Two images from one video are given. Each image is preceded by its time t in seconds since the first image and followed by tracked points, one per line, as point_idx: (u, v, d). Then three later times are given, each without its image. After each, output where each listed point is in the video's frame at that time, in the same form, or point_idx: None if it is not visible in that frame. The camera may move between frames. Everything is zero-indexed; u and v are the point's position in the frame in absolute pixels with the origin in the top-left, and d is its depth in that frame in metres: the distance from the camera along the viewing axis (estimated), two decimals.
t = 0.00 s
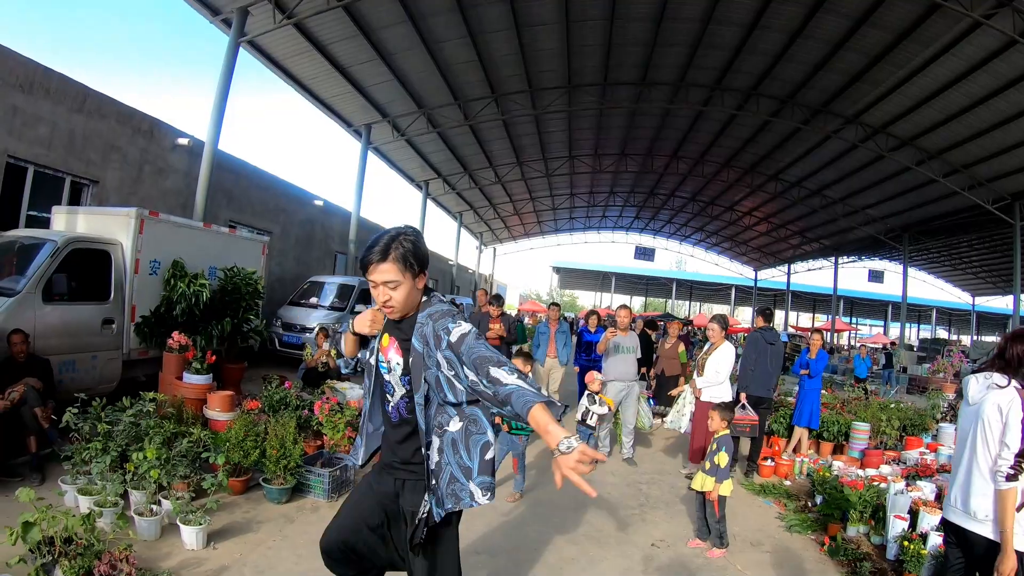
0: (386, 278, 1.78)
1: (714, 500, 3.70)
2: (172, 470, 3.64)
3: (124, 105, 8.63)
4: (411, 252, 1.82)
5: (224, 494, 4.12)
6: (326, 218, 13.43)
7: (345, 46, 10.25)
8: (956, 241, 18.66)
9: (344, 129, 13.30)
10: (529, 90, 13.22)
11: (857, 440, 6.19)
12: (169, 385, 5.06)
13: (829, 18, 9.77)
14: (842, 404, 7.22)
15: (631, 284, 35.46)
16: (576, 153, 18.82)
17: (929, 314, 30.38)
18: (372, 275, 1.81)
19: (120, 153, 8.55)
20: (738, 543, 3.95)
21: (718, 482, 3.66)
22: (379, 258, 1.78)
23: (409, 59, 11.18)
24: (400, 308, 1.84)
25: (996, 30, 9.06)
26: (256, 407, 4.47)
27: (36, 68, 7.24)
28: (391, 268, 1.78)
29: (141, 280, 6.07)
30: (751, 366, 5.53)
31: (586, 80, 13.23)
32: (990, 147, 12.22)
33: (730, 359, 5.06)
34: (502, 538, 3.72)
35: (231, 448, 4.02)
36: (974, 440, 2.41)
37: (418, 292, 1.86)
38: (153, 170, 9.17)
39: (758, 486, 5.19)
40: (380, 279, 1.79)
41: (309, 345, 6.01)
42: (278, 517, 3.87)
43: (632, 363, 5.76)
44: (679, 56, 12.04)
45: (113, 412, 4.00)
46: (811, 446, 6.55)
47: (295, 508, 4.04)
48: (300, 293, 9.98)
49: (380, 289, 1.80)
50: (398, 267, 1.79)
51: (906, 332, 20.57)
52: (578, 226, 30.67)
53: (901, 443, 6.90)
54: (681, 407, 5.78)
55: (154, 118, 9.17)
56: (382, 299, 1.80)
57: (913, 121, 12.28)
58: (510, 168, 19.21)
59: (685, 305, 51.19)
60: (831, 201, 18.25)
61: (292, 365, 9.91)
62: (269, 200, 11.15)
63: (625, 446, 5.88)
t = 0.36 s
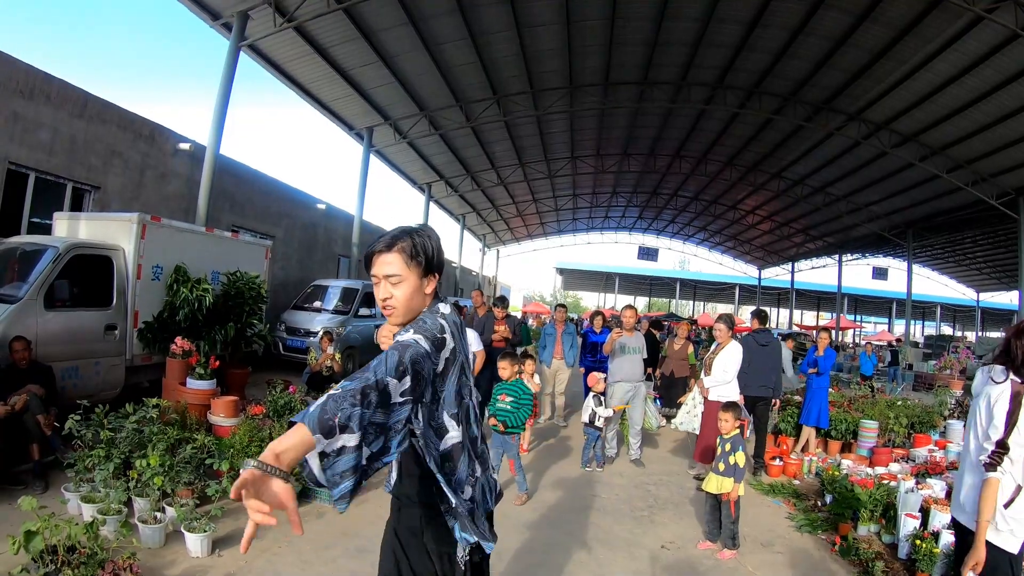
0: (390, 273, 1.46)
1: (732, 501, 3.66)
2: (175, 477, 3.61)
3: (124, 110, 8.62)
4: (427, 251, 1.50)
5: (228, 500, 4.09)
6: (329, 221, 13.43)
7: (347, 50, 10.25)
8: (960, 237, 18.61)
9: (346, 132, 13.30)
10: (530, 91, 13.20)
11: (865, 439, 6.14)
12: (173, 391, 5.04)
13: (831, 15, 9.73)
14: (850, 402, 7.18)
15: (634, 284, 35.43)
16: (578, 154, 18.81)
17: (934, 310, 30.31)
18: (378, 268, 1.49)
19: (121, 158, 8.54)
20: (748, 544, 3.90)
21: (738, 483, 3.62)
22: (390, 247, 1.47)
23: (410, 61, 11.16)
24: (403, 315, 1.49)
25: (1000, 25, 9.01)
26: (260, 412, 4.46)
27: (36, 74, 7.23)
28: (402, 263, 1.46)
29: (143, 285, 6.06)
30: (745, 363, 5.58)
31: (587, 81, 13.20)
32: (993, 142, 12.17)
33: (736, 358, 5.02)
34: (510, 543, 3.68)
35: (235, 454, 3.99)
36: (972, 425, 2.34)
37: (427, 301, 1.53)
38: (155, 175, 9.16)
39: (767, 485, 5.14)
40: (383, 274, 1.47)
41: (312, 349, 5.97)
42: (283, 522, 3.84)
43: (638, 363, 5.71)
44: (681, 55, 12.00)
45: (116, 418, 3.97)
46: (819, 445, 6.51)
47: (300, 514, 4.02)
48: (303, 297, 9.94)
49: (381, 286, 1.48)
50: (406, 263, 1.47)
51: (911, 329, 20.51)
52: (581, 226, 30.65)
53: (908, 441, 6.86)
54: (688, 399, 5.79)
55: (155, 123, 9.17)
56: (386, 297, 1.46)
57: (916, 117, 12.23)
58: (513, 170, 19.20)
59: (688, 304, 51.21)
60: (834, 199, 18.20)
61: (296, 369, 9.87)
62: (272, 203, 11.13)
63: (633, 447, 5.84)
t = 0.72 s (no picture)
0: (431, 251, 1.40)
1: (731, 496, 3.62)
2: (176, 479, 3.57)
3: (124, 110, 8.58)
4: (468, 246, 1.49)
5: (231, 502, 4.07)
6: (330, 220, 13.38)
7: (347, 48, 10.20)
8: (962, 232, 18.56)
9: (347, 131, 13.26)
10: (532, 88, 13.14)
11: (871, 435, 6.09)
12: (173, 392, 5.01)
13: (833, 10, 9.67)
14: (854, 398, 7.15)
15: (636, 282, 35.36)
16: (580, 151, 18.76)
17: (936, 306, 30.23)
18: (412, 249, 1.43)
19: (121, 158, 8.49)
20: (756, 543, 3.87)
21: (740, 476, 3.57)
22: (429, 229, 1.45)
23: (411, 58, 11.11)
24: (435, 303, 1.38)
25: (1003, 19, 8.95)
26: (263, 412, 4.44)
27: (34, 74, 7.18)
28: (442, 242, 1.42)
29: (144, 285, 6.03)
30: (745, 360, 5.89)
31: (588, 77, 13.14)
32: (997, 136, 12.11)
33: (741, 355, 4.98)
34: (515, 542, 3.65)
35: (237, 455, 3.97)
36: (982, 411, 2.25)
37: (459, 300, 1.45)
38: (155, 175, 9.13)
39: (773, 483, 5.11)
40: (424, 251, 1.40)
41: (314, 348, 5.94)
42: (286, 524, 3.82)
43: (642, 361, 5.68)
44: (682, 51, 11.94)
45: (116, 420, 3.93)
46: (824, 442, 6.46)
47: (303, 515, 3.99)
48: (305, 296, 9.90)
49: (417, 266, 1.39)
50: (449, 247, 1.42)
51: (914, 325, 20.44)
52: (583, 224, 30.58)
53: (914, 437, 6.82)
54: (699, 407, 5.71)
55: (155, 123, 9.13)
56: (421, 276, 1.37)
57: (919, 112, 12.17)
58: (514, 167, 19.14)
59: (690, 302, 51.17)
60: (837, 195, 18.13)
61: (298, 369, 9.83)
62: (272, 203, 11.09)
63: (637, 446, 5.80)
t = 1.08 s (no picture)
0: (498, 204, 1.36)
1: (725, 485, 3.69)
2: (173, 479, 3.54)
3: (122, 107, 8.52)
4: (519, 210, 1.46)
5: (229, 501, 4.03)
6: (330, 217, 13.33)
7: (346, 44, 10.13)
8: (964, 228, 18.49)
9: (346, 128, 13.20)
10: (532, 84, 13.07)
11: (874, 432, 6.05)
12: (172, 389, 4.98)
13: (835, 5, 9.61)
14: (858, 395, 7.11)
15: (637, 279, 35.31)
16: (580, 147, 18.69)
17: (938, 302, 30.17)
18: (472, 200, 1.37)
19: (119, 155, 8.44)
20: (760, 541, 3.83)
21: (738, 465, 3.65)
22: (490, 184, 1.40)
23: (410, 54, 11.04)
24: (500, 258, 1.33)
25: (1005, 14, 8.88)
26: (261, 409, 4.40)
27: (32, 71, 7.13)
28: (502, 198, 1.39)
29: (142, 282, 5.98)
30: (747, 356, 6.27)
31: (589, 73, 13.07)
32: (999, 132, 12.04)
33: (743, 352, 4.93)
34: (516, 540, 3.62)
35: (235, 453, 3.93)
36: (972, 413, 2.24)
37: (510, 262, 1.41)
38: (153, 172, 9.08)
39: (777, 480, 5.07)
40: (491, 203, 1.35)
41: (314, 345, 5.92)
42: (285, 523, 3.78)
43: (643, 357, 5.64)
44: (684, 46, 11.86)
45: (112, 418, 3.89)
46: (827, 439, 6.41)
47: (302, 515, 3.95)
48: (305, 293, 9.85)
49: (484, 217, 1.33)
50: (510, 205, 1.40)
51: (916, 321, 20.38)
52: (584, 221, 30.51)
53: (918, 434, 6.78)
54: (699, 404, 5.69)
55: (153, 119, 9.07)
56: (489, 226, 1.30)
57: (921, 107, 12.10)
58: (514, 164, 19.06)
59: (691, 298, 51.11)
60: (838, 190, 18.05)
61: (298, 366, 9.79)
62: (272, 200, 11.04)
63: (639, 443, 5.76)
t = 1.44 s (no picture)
0: (494, 171, 1.28)
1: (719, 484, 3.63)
2: (167, 476, 3.50)
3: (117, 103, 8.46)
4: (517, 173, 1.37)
5: (223, 499, 4.00)
6: (326, 214, 13.28)
7: (342, 39, 10.07)
8: (961, 225, 18.52)
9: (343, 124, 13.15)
10: (529, 80, 13.02)
11: (871, 429, 6.04)
12: (166, 386, 4.96)
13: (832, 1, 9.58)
14: (855, 392, 7.12)
15: (634, 275, 35.33)
16: (577, 143, 18.66)
17: (934, 299, 30.23)
18: (464, 165, 1.27)
19: (113, 151, 8.37)
20: (758, 538, 3.81)
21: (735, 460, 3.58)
22: (488, 146, 1.31)
23: (407, 50, 10.98)
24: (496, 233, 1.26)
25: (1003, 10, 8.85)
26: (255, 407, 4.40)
27: (26, 67, 7.07)
28: (501, 162, 1.30)
29: (136, 279, 5.92)
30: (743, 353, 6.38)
31: (586, 69, 13.02)
32: (996, 128, 12.02)
33: (741, 348, 4.91)
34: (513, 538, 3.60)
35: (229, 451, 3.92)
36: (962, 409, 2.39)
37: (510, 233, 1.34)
38: (149, 168, 9.02)
39: (775, 477, 5.06)
40: (483, 171, 1.27)
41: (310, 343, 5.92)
42: (279, 521, 3.75)
43: (641, 353, 5.61)
44: (681, 42, 11.82)
45: (105, 416, 3.86)
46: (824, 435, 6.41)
47: (297, 512, 3.92)
48: (302, 290, 9.81)
49: (477, 187, 1.25)
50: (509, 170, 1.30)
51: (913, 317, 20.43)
52: (581, 217, 30.50)
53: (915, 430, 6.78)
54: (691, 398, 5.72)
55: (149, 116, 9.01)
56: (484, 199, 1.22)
57: (918, 104, 12.08)
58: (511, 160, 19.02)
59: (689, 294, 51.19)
60: (835, 187, 18.04)
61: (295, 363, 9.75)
62: (268, 196, 10.98)
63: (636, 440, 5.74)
